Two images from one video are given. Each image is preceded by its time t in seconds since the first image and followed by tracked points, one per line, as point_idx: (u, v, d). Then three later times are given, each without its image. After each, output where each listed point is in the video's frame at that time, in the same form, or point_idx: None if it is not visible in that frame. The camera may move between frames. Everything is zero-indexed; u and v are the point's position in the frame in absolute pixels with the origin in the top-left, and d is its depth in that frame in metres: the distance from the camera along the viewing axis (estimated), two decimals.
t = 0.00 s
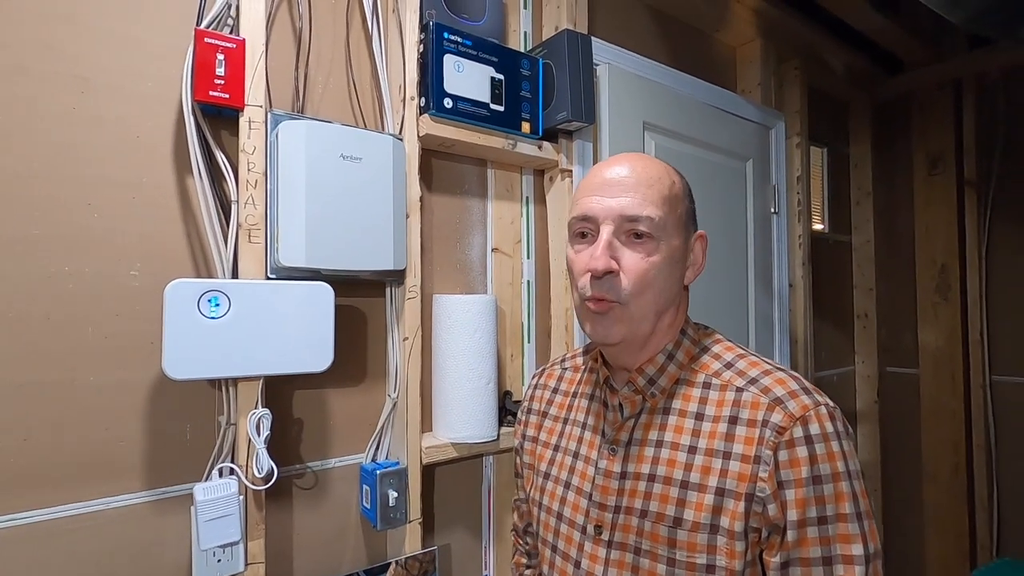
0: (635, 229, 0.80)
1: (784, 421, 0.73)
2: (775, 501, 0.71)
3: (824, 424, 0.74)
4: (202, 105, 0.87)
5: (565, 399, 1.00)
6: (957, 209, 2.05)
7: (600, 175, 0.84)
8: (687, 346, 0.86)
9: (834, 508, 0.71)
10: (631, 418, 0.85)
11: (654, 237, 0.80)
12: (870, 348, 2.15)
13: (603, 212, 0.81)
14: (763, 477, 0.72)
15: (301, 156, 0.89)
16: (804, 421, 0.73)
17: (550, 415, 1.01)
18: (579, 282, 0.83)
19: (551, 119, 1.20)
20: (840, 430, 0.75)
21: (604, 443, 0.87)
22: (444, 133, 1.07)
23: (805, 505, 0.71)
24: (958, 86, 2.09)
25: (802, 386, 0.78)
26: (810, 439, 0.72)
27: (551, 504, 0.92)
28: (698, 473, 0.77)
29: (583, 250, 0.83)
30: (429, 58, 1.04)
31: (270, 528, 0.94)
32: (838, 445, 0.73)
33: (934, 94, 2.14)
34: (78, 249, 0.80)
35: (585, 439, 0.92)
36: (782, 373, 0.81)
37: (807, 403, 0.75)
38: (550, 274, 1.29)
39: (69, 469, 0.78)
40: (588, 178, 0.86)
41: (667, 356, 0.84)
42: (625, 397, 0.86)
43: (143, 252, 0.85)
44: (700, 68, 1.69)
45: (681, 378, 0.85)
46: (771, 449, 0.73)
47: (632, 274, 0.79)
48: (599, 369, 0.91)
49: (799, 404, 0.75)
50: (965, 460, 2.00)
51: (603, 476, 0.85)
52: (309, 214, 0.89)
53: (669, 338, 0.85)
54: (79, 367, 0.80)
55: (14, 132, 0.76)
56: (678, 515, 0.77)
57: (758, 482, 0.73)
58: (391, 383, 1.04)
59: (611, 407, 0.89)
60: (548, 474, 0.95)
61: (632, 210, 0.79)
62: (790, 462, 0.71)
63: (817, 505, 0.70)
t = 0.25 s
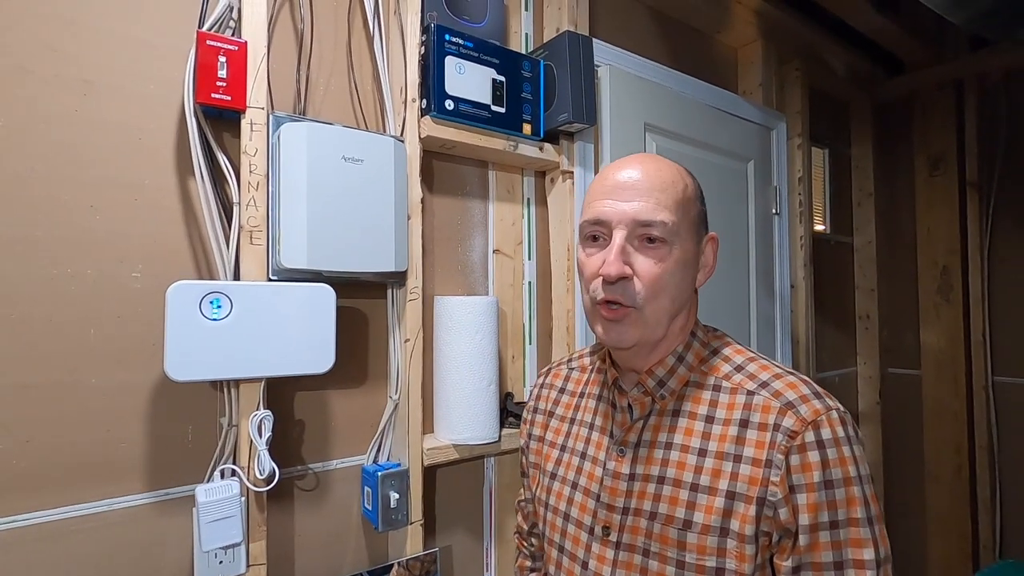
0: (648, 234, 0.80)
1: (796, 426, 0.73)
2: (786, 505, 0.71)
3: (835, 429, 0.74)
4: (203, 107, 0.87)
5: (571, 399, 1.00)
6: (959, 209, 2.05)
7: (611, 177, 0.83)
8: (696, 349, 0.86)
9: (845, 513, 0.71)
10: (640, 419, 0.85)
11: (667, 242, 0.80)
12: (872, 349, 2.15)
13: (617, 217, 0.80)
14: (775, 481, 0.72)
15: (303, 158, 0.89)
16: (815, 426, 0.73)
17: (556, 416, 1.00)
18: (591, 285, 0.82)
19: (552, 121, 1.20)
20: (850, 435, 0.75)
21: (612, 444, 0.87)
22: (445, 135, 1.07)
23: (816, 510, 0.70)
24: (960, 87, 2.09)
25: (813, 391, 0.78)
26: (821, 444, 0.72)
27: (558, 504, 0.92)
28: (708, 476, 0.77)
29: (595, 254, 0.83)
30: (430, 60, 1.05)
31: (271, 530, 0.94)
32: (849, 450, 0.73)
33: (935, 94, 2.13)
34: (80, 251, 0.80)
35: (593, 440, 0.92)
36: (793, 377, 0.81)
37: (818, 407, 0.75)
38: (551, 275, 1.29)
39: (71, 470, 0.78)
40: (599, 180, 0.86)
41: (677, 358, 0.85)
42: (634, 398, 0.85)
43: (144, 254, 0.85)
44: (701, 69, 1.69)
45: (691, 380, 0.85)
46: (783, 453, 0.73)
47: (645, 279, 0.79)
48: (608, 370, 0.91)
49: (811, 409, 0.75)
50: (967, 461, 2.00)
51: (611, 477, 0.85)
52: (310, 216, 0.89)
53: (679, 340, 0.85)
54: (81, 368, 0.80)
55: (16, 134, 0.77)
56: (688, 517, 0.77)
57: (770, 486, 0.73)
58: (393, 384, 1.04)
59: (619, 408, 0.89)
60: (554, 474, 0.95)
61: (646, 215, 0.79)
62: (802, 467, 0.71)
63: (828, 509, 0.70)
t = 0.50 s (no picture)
0: (654, 235, 0.80)
1: (795, 427, 0.73)
2: (786, 506, 0.71)
3: (834, 431, 0.74)
4: (202, 107, 0.87)
5: (572, 401, 1.00)
6: (957, 213, 2.05)
7: (616, 179, 0.83)
8: (698, 350, 0.87)
9: (845, 514, 0.71)
10: (641, 420, 0.85)
11: (672, 244, 0.80)
12: (870, 352, 2.15)
13: (623, 218, 0.81)
14: (775, 482, 0.72)
15: (302, 158, 0.89)
16: (814, 427, 0.73)
17: (557, 417, 1.01)
18: (597, 285, 0.83)
19: (551, 122, 1.20)
20: (849, 437, 0.75)
21: (613, 445, 0.87)
22: (444, 135, 1.07)
23: (817, 511, 0.70)
24: (958, 90, 2.10)
25: (812, 393, 0.78)
26: (820, 445, 0.72)
27: (558, 504, 0.92)
28: (708, 476, 0.77)
29: (600, 255, 0.83)
30: (430, 61, 1.05)
31: (268, 530, 0.94)
32: (848, 452, 0.73)
33: (934, 98, 2.14)
34: (78, 250, 0.80)
35: (594, 441, 0.92)
36: (793, 379, 0.81)
37: (818, 409, 0.75)
38: (550, 277, 1.29)
39: (68, 470, 0.78)
40: (603, 182, 0.86)
41: (678, 359, 0.85)
42: (636, 399, 0.86)
43: (143, 253, 0.85)
44: (701, 71, 1.70)
45: (691, 381, 0.85)
46: (783, 454, 0.73)
47: (650, 280, 0.79)
48: (609, 371, 0.91)
49: (810, 411, 0.75)
50: (964, 464, 2.00)
51: (612, 477, 0.85)
52: (309, 216, 0.89)
53: (680, 342, 0.85)
54: (78, 368, 0.80)
55: (14, 132, 0.76)
56: (688, 517, 0.77)
57: (770, 487, 0.73)
58: (391, 384, 1.04)
59: (620, 409, 0.89)
60: (555, 475, 0.95)
61: (652, 217, 0.79)
62: (801, 468, 0.71)
63: (828, 510, 0.70)
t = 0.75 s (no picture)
0: (655, 240, 0.80)
1: (792, 424, 0.74)
2: (788, 502, 0.71)
3: (829, 425, 0.74)
4: (202, 110, 0.88)
5: (569, 403, 1.00)
6: (956, 214, 2.05)
7: (614, 183, 0.84)
8: (692, 350, 0.87)
9: (851, 504, 0.71)
10: (638, 420, 0.85)
11: (671, 248, 0.81)
12: (870, 353, 2.15)
13: (624, 223, 0.80)
14: (775, 478, 0.72)
15: (301, 161, 0.89)
16: (811, 423, 0.73)
17: (554, 419, 1.01)
18: (598, 291, 0.82)
19: (550, 125, 1.20)
20: (842, 431, 0.76)
21: (611, 445, 0.87)
22: (443, 138, 1.07)
23: (824, 504, 0.70)
24: (957, 92, 2.10)
25: (806, 390, 0.79)
26: (819, 440, 0.72)
27: (558, 505, 0.92)
28: (707, 474, 0.77)
29: (601, 260, 0.83)
30: (429, 64, 1.05)
31: (268, 533, 0.94)
32: (843, 444, 0.74)
33: (933, 99, 2.14)
34: (78, 254, 0.80)
35: (591, 442, 0.92)
36: (787, 377, 0.81)
37: (812, 405, 0.76)
38: (549, 279, 1.29)
39: (68, 473, 0.78)
40: (600, 187, 0.86)
41: (674, 359, 0.85)
42: (632, 399, 0.85)
43: (143, 257, 0.85)
44: (699, 73, 1.70)
45: (687, 381, 0.85)
46: (782, 451, 0.73)
47: (652, 285, 0.80)
48: (605, 372, 0.91)
49: (805, 407, 0.75)
50: (964, 465, 2.00)
51: (610, 477, 0.85)
52: (308, 219, 0.89)
53: (676, 342, 0.85)
54: (78, 371, 0.80)
55: (14, 136, 0.77)
56: (688, 514, 0.77)
57: (771, 484, 0.73)
58: (390, 387, 1.04)
59: (617, 410, 0.89)
60: (554, 476, 0.95)
61: (653, 222, 0.80)
62: (802, 463, 0.71)
63: (835, 502, 0.70)
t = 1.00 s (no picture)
0: (648, 243, 0.81)
1: (786, 420, 0.74)
2: (785, 498, 0.72)
3: (822, 419, 0.75)
4: (199, 110, 0.87)
5: (562, 402, 1.00)
6: (951, 216, 2.06)
7: (608, 185, 0.84)
8: (685, 349, 0.87)
9: (856, 489, 0.73)
10: (631, 418, 0.85)
11: (665, 251, 0.81)
12: (866, 354, 2.16)
13: (618, 226, 0.81)
14: (771, 475, 0.73)
15: (298, 161, 0.89)
16: (805, 418, 0.74)
17: (548, 418, 1.01)
18: (591, 293, 0.82)
19: (547, 125, 1.20)
20: (834, 424, 0.77)
21: (604, 443, 0.88)
22: (441, 139, 1.07)
23: (829, 495, 0.71)
24: (953, 94, 2.11)
25: (798, 387, 0.79)
26: (814, 435, 0.73)
27: (552, 503, 0.92)
28: (699, 471, 0.77)
29: (595, 262, 0.83)
30: (426, 64, 1.05)
31: (263, 533, 0.94)
32: (837, 435, 0.75)
33: (929, 102, 2.15)
34: (74, 253, 0.80)
35: (586, 440, 0.92)
36: (779, 375, 0.82)
37: (804, 401, 0.76)
38: (546, 279, 1.30)
39: (63, 472, 0.78)
40: (594, 189, 0.86)
41: (666, 358, 0.85)
42: (626, 397, 0.86)
43: (138, 256, 0.85)
44: (697, 75, 1.70)
45: (680, 379, 0.85)
46: (779, 448, 0.73)
47: (645, 287, 0.80)
48: (599, 372, 0.92)
49: (798, 403, 0.76)
50: (959, 467, 2.01)
51: (603, 474, 0.85)
52: (305, 219, 0.89)
53: (668, 342, 0.86)
54: (74, 370, 0.80)
55: (10, 135, 0.77)
56: (681, 510, 0.77)
57: (766, 480, 0.73)
58: (386, 387, 1.04)
59: (610, 408, 0.90)
60: (548, 474, 0.95)
61: (647, 225, 0.80)
62: (801, 458, 0.72)
63: (841, 492, 0.71)
